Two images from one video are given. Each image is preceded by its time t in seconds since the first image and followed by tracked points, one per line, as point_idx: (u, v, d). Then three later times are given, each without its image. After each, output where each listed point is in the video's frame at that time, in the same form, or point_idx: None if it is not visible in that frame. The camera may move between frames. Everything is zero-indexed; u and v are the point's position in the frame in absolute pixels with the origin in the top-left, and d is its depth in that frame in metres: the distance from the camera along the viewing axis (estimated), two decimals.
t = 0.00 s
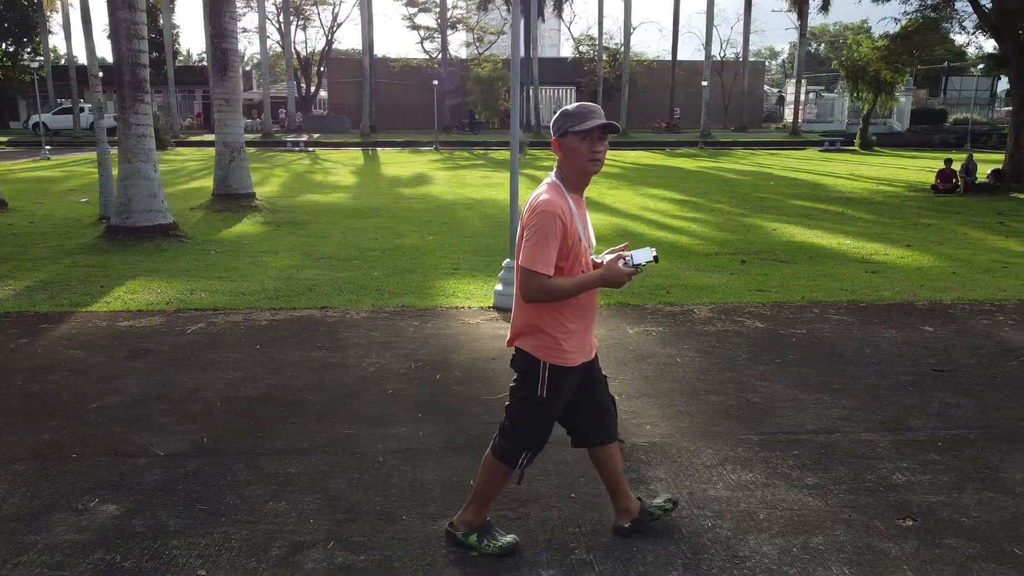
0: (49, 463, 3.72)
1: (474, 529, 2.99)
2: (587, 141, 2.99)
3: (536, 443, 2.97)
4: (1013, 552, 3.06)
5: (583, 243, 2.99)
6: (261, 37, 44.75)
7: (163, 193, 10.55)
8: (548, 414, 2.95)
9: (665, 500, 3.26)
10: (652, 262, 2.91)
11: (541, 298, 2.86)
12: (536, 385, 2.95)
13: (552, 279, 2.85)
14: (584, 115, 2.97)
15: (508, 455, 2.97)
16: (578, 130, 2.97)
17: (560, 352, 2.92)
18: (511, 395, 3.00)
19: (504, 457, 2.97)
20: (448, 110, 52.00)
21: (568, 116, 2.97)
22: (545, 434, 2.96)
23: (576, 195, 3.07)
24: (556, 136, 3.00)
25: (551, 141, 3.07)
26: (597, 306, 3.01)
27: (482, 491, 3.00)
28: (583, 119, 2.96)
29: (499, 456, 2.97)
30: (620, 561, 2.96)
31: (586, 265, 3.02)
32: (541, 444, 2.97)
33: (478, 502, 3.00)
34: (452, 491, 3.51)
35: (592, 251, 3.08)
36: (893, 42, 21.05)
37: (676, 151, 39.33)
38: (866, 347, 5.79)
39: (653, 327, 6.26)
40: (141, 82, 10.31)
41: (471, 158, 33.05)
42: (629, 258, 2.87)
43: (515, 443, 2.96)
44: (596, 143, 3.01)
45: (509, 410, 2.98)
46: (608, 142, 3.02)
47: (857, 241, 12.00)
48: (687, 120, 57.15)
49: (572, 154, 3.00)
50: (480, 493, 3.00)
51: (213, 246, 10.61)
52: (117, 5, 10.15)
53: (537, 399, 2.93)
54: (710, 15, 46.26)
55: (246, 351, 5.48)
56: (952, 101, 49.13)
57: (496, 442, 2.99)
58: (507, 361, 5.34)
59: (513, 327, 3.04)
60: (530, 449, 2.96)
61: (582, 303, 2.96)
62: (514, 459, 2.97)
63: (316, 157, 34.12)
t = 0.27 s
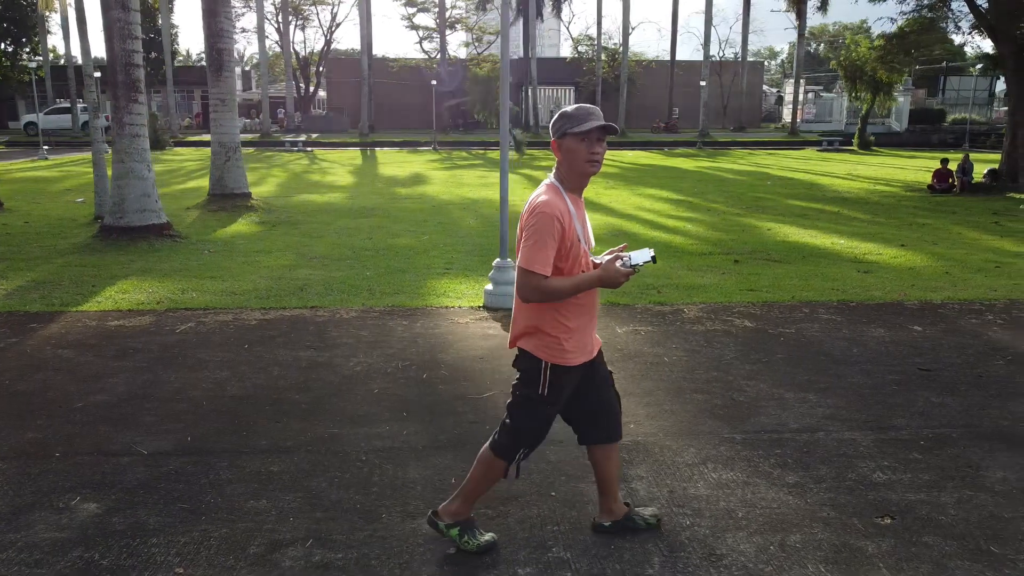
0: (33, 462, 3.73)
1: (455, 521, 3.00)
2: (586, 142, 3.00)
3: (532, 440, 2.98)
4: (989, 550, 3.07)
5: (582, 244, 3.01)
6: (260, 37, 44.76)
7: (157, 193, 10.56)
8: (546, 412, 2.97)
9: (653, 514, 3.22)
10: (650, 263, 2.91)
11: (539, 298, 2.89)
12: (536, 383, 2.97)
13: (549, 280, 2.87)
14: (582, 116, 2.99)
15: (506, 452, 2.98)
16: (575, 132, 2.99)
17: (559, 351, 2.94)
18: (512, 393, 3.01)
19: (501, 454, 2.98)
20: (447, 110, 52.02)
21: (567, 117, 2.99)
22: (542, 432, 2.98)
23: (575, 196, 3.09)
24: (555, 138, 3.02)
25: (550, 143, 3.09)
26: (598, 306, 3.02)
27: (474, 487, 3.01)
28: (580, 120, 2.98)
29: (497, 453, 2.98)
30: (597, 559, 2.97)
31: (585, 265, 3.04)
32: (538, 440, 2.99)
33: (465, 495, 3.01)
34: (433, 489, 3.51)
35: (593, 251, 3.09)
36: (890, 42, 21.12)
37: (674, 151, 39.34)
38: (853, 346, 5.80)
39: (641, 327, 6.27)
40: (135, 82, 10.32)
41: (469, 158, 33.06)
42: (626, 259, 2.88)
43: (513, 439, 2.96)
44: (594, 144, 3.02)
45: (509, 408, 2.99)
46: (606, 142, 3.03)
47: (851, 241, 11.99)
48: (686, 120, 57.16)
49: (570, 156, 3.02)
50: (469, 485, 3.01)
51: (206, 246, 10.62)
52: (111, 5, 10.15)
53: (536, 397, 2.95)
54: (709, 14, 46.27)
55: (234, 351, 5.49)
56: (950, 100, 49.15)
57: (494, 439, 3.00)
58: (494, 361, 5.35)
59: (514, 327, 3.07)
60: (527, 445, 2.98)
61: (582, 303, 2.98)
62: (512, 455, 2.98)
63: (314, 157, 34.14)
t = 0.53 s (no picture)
0: (16, 461, 3.74)
1: (449, 507, 3.00)
2: (584, 138, 3.02)
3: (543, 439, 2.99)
4: (965, 547, 3.09)
5: (581, 240, 3.02)
6: (258, 37, 44.74)
7: (150, 193, 10.58)
8: (554, 410, 2.97)
9: (631, 513, 3.22)
10: (648, 261, 2.93)
11: (538, 294, 2.90)
12: (544, 383, 2.97)
13: (548, 276, 2.88)
14: (581, 113, 3.01)
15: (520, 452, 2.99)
16: (574, 128, 3.00)
17: (561, 348, 2.95)
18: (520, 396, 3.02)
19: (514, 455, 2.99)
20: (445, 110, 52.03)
21: (566, 114, 3.01)
22: (554, 432, 2.99)
23: (574, 193, 3.10)
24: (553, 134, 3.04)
25: (549, 140, 3.11)
26: (598, 303, 3.03)
27: (480, 480, 3.02)
28: (579, 117, 3.00)
29: (508, 452, 2.99)
30: (574, 556, 2.98)
31: (584, 262, 3.05)
32: (549, 440, 3.00)
33: (466, 485, 3.00)
34: (414, 487, 3.52)
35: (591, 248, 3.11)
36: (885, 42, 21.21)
37: (672, 151, 39.34)
38: (841, 345, 5.81)
39: (630, 326, 6.28)
40: (128, 82, 10.32)
41: (467, 159, 33.05)
42: (625, 258, 2.89)
43: (526, 440, 2.97)
44: (593, 140, 3.04)
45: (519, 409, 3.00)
46: (604, 140, 3.05)
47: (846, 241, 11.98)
48: (684, 120, 57.16)
49: (569, 153, 3.03)
50: (473, 477, 3.01)
51: (200, 246, 10.64)
52: (104, 5, 10.16)
53: (545, 397, 2.96)
54: (707, 14, 46.25)
55: (223, 350, 5.50)
56: (949, 101, 49.17)
57: (506, 439, 3.01)
58: (481, 359, 5.36)
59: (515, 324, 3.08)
60: (541, 443, 2.98)
61: (582, 300, 2.99)
62: (523, 453, 2.99)
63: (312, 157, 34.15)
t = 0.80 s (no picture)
0: None
1: (461, 492, 3.04)
2: (583, 135, 3.03)
3: (560, 439, 3.02)
4: (942, 545, 3.10)
5: (579, 236, 3.03)
6: (257, 37, 44.73)
7: (145, 192, 10.59)
8: (565, 407, 2.99)
9: (610, 511, 3.22)
10: (644, 260, 2.95)
11: (536, 290, 2.93)
12: (552, 382, 3.00)
13: (544, 273, 2.92)
14: (579, 109, 3.02)
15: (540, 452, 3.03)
16: (572, 124, 3.02)
17: (562, 344, 2.98)
18: (531, 399, 3.06)
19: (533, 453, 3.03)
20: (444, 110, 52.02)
21: (564, 110, 3.02)
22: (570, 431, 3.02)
23: (573, 189, 3.12)
24: (552, 130, 3.05)
25: (548, 135, 3.13)
26: (596, 299, 3.06)
27: (496, 472, 3.07)
28: (578, 114, 3.01)
29: (529, 449, 3.04)
30: (551, 554, 2.99)
31: (582, 257, 3.07)
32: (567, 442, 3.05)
33: (479, 475, 3.06)
34: (396, 486, 3.53)
35: (591, 244, 3.13)
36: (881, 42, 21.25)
37: (670, 150, 39.34)
38: (828, 344, 5.83)
39: (619, 325, 6.30)
40: (122, 82, 10.33)
41: (465, 159, 33.05)
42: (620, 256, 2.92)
43: (544, 439, 3.01)
44: (592, 137, 3.05)
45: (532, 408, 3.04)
46: (602, 137, 3.06)
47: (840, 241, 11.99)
48: (683, 120, 57.14)
49: (567, 150, 3.05)
50: (486, 470, 3.06)
51: (194, 245, 10.64)
52: (98, 5, 10.17)
53: (556, 395, 2.99)
54: (706, 13, 46.24)
55: (211, 349, 5.52)
56: (947, 101, 49.17)
57: (525, 436, 3.06)
58: (469, 359, 5.37)
59: (517, 319, 3.12)
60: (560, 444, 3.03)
61: (581, 297, 3.02)
62: (543, 453, 3.04)
63: (310, 157, 34.15)
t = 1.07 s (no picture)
0: None
1: (481, 493, 3.12)
2: (580, 132, 3.04)
3: (572, 431, 3.02)
4: (918, 544, 3.11)
5: (574, 233, 3.04)
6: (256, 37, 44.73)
7: (139, 192, 10.60)
8: (573, 401, 2.99)
9: (588, 509, 3.24)
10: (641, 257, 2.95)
11: (531, 286, 2.94)
12: (557, 377, 3.00)
13: (540, 269, 2.92)
14: (576, 107, 3.03)
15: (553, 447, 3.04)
16: (569, 122, 3.03)
17: (559, 339, 2.98)
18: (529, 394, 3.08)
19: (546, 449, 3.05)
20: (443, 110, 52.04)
21: (562, 108, 3.03)
22: (582, 422, 3.01)
23: (569, 186, 3.12)
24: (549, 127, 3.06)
25: (545, 133, 3.13)
26: (591, 295, 3.07)
27: (513, 469, 3.11)
28: (575, 112, 3.02)
29: (543, 447, 3.05)
30: (528, 552, 3.00)
31: (576, 255, 3.08)
32: (583, 434, 3.03)
33: (497, 474, 3.11)
34: (377, 485, 3.53)
35: (586, 242, 3.13)
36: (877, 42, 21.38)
37: (669, 151, 39.36)
38: (816, 344, 5.84)
39: (608, 324, 6.31)
40: (116, 82, 10.34)
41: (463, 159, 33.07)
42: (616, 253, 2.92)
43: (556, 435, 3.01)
44: (588, 135, 3.06)
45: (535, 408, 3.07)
46: (599, 135, 3.07)
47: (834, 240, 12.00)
48: (682, 120, 57.16)
49: (564, 147, 3.06)
50: (501, 468, 3.10)
51: (188, 246, 10.66)
52: (91, 5, 10.17)
53: (563, 390, 2.99)
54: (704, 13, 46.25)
55: (200, 348, 5.53)
56: (946, 101, 49.20)
57: (539, 434, 3.07)
58: (456, 358, 5.38)
59: (514, 316, 3.12)
60: (576, 437, 3.02)
61: (576, 293, 3.02)
62: (559, 448, 3.04)
63: (308, 157, 34.16)
